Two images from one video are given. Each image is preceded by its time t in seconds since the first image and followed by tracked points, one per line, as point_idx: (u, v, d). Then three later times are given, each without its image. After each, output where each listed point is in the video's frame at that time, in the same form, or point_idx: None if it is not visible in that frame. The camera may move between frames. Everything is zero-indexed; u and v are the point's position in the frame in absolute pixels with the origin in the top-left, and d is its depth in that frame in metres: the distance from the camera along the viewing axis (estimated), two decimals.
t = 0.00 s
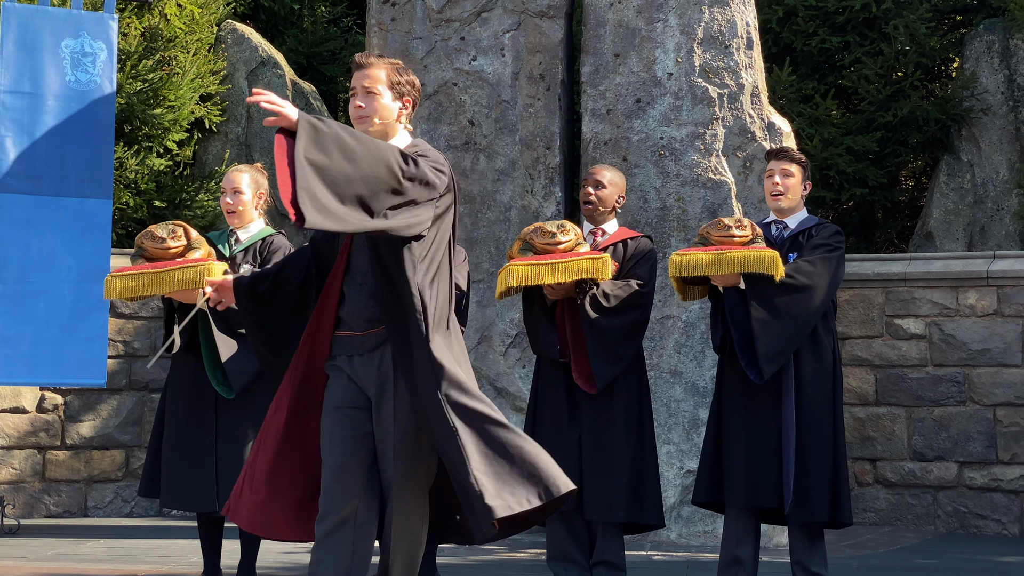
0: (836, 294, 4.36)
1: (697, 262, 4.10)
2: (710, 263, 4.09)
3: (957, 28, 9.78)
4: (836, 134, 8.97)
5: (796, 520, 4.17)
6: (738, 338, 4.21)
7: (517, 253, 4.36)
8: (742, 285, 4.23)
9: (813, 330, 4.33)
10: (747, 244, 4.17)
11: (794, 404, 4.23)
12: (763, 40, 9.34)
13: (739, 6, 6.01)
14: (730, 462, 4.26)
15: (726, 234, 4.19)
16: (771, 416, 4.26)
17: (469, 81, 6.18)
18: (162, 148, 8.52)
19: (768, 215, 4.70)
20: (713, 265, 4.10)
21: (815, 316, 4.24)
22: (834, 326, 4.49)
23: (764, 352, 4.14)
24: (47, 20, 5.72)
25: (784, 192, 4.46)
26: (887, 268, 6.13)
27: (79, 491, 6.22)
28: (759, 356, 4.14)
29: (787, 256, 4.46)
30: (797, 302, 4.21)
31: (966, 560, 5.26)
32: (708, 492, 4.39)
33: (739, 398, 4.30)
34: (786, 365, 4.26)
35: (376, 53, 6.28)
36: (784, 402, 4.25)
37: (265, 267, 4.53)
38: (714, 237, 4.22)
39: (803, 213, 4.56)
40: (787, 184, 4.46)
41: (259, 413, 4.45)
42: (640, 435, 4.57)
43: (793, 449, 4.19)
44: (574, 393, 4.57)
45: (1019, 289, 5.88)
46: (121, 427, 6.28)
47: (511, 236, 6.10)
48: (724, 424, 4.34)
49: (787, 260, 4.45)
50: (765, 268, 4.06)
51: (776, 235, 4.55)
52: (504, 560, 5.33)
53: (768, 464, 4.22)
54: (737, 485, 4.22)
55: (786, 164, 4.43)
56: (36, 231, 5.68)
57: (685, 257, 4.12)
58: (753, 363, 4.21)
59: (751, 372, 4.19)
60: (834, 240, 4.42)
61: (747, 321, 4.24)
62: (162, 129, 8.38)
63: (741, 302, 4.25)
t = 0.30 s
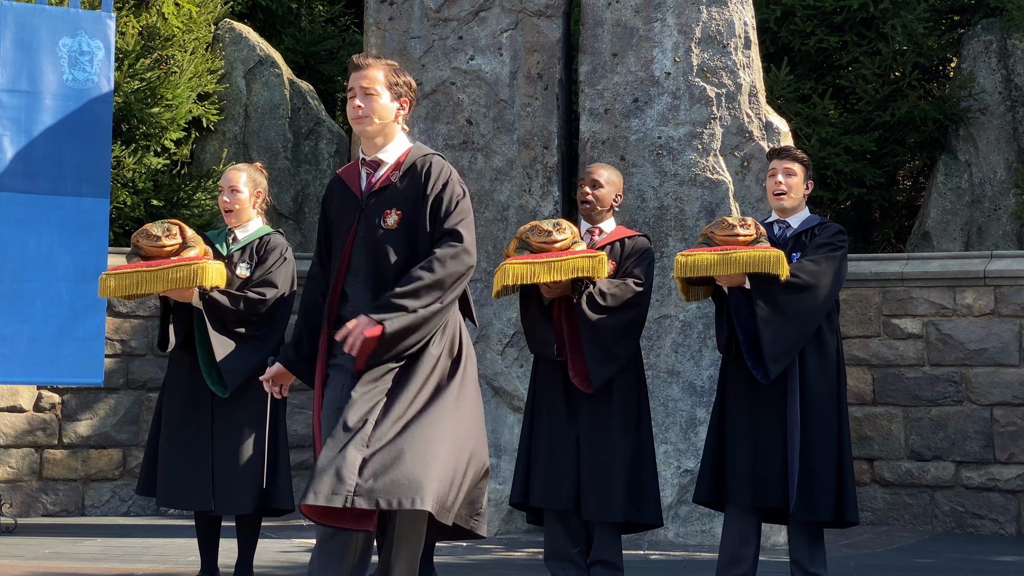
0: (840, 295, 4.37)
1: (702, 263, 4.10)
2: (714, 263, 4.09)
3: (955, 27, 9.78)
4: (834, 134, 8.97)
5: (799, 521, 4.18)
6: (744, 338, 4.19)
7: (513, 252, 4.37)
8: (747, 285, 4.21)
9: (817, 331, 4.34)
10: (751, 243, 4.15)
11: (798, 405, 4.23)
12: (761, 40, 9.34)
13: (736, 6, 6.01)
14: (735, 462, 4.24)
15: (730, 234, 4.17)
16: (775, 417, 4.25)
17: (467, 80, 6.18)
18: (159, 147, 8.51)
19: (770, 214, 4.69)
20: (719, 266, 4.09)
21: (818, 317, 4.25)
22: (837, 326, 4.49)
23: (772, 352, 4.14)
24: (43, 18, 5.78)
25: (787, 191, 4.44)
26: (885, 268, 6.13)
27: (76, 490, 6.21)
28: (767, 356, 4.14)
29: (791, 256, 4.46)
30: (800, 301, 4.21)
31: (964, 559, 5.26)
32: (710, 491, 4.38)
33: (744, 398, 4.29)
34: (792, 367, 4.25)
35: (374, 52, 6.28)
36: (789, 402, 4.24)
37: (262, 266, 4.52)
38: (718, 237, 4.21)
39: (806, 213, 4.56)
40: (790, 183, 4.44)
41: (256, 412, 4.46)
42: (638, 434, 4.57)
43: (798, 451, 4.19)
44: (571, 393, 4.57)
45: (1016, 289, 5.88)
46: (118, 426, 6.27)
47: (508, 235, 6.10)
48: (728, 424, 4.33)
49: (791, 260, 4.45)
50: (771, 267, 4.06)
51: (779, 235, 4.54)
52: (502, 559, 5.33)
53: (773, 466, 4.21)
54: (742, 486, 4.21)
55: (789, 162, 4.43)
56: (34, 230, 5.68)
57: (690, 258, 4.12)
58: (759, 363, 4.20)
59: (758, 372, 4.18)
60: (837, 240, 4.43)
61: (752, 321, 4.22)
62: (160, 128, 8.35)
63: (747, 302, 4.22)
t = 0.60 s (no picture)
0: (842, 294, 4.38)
1: (714, 261, 4.09)
2: (725, 262, 4.09)
3: (952, 27, 9.79)
4: (831, 133, 8.98)
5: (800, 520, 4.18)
6: (754, 338, 4.17)
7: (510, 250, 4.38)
8: (755, 284, 4.22)
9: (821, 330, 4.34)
10: (758, 242, 4.20)
11: (805, 405, 4.22)
12: (759, 39, 9.33)
13: (734, 5, 6.02)
14: (741, 462, 4.24)
15: (738, 233, 4.21)
16: (782, 417, 4.24)
17: (464, 79, 6.18)
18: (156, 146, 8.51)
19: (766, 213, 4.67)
20: (728, 265, 4.09)
21: (823, 315, 4.25)
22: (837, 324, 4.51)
23: (782, 351, 4.13)
24: (40, 17, 5.77)
25: (787, 189, 4.44)
26: (882, 267, 6.13)
27: (73, 489, 6.21)
28: (777, 355, 4.13)
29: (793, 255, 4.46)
30: (805, 300, 4.21)
31: (960, 558, 5.26)
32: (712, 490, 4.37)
33: (748, 397, 4.27)
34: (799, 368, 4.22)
35: (371, 51, 6.28)
36: (795, 401, 4.22)
37: (259, 265, 4.51)
38: (726, 236, 4.24)
39: (803, 213, 4.57)
40: (789, 182, 4.44)
41: (254, 412, 4.45)
42: (636, 433, 4.57)
43: (803, 450, 4.18)
44: (569, 392, 4.56)
45: (1013, 288, 5.89)
46: (115, 426, 6.27)
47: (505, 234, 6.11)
48: (732, 424, 4.31)
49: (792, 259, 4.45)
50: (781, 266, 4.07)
51: (779, 234, 4.54)
52: (500, 557, 5.33)
53: (778, 465, 4.21)
54: (746, 485, 4.20)
55: (787, 161, 4.43)
56: (31, 229, 5.67)
57: (700, 257, 4.11)
58: (769, 361, 4.17)
59: (768, 372, 4.16)
60: (836, 240, 4.44)
61: (761, 320, 4.21)
62: (156, 127, 8.33)
63: (755, 301, 4.22)
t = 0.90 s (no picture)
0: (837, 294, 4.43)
1: (723, 260, 4.09)
2: (733, 261, 4.09)
3: (949, 25, 9.80)
4: (829, 132, 8.98)
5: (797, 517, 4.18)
6: (758, 337, 4.17)
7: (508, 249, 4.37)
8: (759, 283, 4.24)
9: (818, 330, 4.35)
10: (761, 240, 4.19)
11: (805, 404, 4.22)
12: (756, 37, 9.32)
13: (731, 3, 6.01)
14: (740, 461, 4.22)
15: (741, 231, 4.19)
16: (782, 415, 4.24)
17: (461, 77, 6.18)
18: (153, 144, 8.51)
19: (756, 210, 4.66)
20: (735, 263, 4.10)
21: (823, 314, 4.27)
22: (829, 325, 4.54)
23: (787, 350, 4.15)
24: (37, 16, 5.76)
25: (779, 187, 4.44)
26: (879, 266, 6.14)
27: (70, 488, 6.21)
28: (782, 354, 4.14)
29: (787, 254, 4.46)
30: (808, 300, 4.23)
31: (958, 557, 5.26)
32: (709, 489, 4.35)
33: (747, 395, 4.26)
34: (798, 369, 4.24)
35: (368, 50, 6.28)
36: (793, 400, 4.23)
37: (257, 264, 4.52)
38: (728, 233, 4.21)
39: (795, 211, 4.56)
40: (781, 180, 4.45)
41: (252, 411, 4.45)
42: (633, 432, 4.57)
43: (802, 448, 4.19)
44: (567, 390, 4.56)
45: (1010, 286, 5.89)
46: (112, 424, 6.26)
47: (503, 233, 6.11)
48: (731, 421, 4.29)
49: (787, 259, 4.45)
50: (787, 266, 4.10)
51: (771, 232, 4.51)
52: (498, 556, 5.33)
53: (777, 463, 4.20)
54: (745, 483, 4.19)
55: (778, 159, 4.44)
56: (28, 228, 5.66)
57: (707, 255, 4.10)
58: (773, 360, 4.18)
59: (772, 369, 4.16)
60: (830, 239, 4.45)
61: (765, 321, 4.21)
62: (154, 126, 8.34)
63: (758, 301, 4.22)
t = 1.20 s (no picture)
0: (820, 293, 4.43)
1: (708, 256, 4.09)
2: (718, 256, 4.09)
3: (947, 23, 9.80)
4: (826, 130, 8.98)
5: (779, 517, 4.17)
6: (739, 334, 4.18)
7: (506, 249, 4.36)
8: (741, 282, 4.23)
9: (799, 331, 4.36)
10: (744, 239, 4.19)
11: (789, 403, 4.21)
12: (754, 36, 9.32)
13: (729, 2, 6.01)
14: (721, 460, 4.23)
15: (725, 228, 4.18)
16: (763, 413, 4.24)
17: (459, 77, 6.17)
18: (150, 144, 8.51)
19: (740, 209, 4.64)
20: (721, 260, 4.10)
21: (804, 313, 4.28)
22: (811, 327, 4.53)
23: (767, 348, 4.16)
24: (34, 15, 5.74)
25: (765, 190, 4.42)
26: (877, 264, 6.14)
27: (68, 488, 6.20)
28: (763, 352, 4.15)
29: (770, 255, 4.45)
30: (792, 300, 4.24)
31: (956, 555, 5.26)
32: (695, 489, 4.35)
33: (727, 394, 4.27)
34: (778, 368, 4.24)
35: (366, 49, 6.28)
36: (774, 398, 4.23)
37: (257, 263, 4.52)
38: (712, 230, 4.20)
39: (778, 212, 4.55)
40: (766, 182, 4.42)
41: (250, 411, 4.45)
42: (631, 431, 4.57)
43: (783, 446, 4.19)
44: (565, 389, 4.56)
45: (1008, 285, 5.88)
46: (110, 424, 6.26)
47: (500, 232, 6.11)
48: (712, 420, 4.30)
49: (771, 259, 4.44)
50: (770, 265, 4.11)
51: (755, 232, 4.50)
52: (496, 555, 5.33)
53: (757, 462, 4.20)
54: (728, 481, 4.20)
55: (763, 160, 4.39)
56: (26, 228, 5.67)
57: (690, 251, 4.11)
58: (752, 359, 4.18)
59: (752, 368, 4.16)
60: (814, 241, 4.45)
61: (746, 319, 4.22)
62: (151, 126, 8.36)
63: (739, 301, 4.23)
